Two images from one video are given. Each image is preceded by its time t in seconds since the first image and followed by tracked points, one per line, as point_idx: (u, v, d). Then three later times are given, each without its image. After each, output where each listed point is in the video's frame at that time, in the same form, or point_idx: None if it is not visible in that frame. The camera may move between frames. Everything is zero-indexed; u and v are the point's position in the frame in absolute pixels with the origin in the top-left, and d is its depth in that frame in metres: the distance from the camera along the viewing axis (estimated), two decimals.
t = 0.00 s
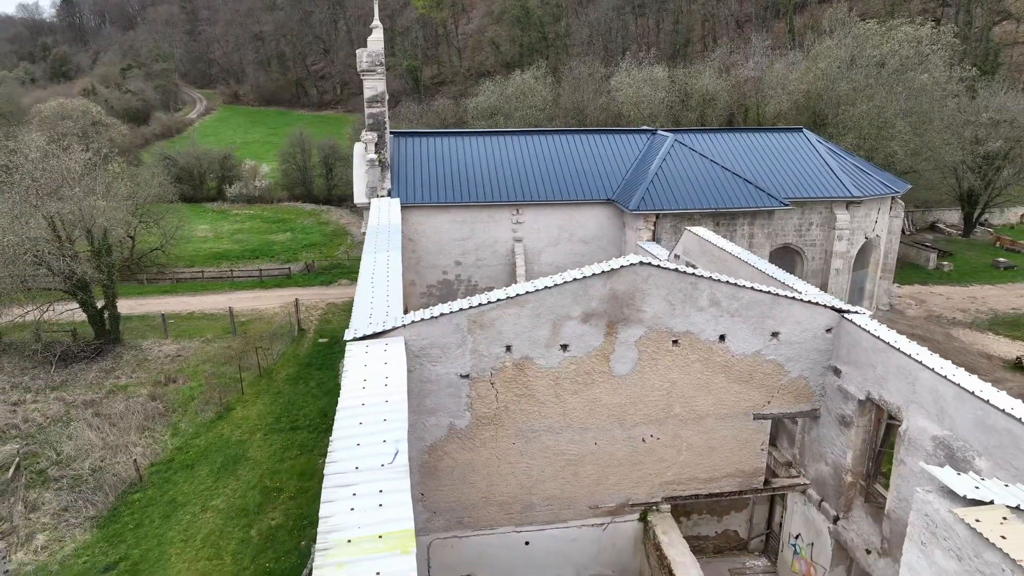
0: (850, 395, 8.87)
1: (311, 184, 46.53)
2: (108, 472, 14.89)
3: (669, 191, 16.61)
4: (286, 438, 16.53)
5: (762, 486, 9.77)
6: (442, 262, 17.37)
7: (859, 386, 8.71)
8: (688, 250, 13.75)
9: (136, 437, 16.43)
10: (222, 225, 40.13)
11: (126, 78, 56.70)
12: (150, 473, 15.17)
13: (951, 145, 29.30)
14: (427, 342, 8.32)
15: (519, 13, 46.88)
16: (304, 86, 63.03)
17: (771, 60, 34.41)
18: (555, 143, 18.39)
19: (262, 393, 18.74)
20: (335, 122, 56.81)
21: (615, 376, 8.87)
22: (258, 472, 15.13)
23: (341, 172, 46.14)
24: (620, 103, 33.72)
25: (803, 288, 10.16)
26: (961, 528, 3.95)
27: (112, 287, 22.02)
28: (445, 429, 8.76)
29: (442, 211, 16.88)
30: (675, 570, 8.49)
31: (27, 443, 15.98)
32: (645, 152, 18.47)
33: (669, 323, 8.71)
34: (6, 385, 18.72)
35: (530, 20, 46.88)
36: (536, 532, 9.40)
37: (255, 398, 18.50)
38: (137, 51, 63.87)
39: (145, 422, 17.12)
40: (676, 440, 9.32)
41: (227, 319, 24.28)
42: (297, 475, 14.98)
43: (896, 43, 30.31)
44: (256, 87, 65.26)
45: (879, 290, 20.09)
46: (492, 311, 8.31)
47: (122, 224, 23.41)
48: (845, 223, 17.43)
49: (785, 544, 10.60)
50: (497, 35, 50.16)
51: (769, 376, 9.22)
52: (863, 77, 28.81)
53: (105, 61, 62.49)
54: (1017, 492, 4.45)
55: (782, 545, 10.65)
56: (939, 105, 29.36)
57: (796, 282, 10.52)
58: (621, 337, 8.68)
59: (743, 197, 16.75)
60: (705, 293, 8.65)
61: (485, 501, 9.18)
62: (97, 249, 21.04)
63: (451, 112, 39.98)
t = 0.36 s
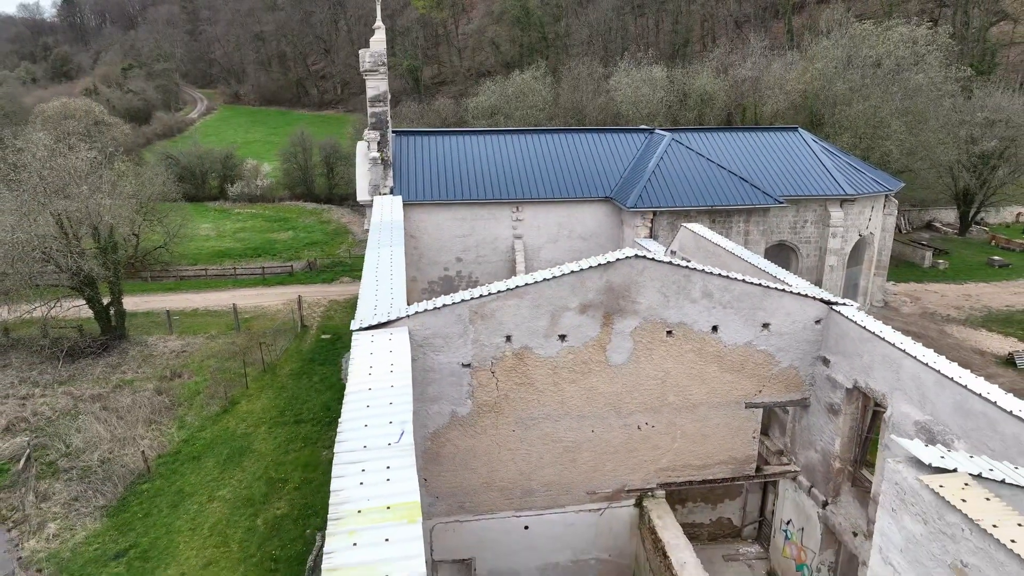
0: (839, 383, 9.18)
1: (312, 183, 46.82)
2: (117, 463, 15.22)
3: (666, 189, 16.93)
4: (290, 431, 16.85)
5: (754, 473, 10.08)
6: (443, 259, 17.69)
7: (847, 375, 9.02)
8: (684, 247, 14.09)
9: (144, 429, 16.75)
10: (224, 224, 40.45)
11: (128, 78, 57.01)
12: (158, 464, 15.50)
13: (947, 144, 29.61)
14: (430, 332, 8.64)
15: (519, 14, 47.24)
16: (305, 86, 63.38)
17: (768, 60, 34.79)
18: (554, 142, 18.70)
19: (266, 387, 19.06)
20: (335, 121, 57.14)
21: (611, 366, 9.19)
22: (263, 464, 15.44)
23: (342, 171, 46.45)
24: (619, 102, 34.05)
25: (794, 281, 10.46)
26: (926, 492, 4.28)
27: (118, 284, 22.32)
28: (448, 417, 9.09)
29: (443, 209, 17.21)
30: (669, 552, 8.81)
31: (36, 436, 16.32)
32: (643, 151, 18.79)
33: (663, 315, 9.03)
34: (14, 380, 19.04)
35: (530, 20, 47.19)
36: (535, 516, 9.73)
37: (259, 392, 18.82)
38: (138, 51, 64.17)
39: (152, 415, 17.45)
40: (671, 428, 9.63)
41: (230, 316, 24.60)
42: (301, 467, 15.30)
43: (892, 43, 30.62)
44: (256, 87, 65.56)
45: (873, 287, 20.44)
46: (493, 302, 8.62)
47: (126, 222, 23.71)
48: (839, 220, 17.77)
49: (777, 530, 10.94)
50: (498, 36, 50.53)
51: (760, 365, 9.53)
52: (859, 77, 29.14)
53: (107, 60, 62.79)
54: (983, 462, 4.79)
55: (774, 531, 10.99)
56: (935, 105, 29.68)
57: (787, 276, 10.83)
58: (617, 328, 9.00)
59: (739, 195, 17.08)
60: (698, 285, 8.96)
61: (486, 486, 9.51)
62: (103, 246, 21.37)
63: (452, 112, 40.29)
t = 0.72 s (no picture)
0: (828, 371, 9.51)
1: (314, 182, 47.12)
2: (126, 454, 15.57)
3: (663, 186, 17.27)
4: (294, 424, 17.16)
5: (747, 459, 10.40)
6: (444, 255, 18.03)
7: (837, 363, 9.35)
8: (681, 241, 14.45)
9: (152, 422, 17.08)
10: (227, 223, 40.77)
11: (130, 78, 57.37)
12: (166, 455, 15.83)
13: (943, 143, 29.93)
14: (434, 321, 8.95)
15: (519, 14, 47.59)
16: (305, 86, 63.74)
17: (765, 60, 35.14)
18: (554, 140, 19.02)
19: (270, 381, 19.39)
20: (336, 121, 57.46)
21: (609, 354, 9.52)
22: (268, 455, 15.76)
23: (343, 170, 46.76)
24: (618, 101, 34.39)
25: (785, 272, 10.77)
26: (899, 459, 4.62)
27: (124, 281, 22.63)
28: (451, 404, 9.42)
29: (445, 205, 17.54)
30: (665, 534, 9.13)
31: (46, 428, 16.70)
32: (641, 148, 19.11)
33: (659, 305, 9.35)
34: (23, 375, 19.36)
35: (530, 20, 47.54)
36: (534, 501, 10.05)
37: (264, 386, 19.14)
38: (139, 52, 64.46)
39: (159, 408, 17.78)
40: (666, 415, 9.96)
41: (234, 312, 24.93)
42: (306, 458, 15.62)
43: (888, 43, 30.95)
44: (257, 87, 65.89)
45: (867, 283, 20.78)
46: (494, 292, 8.95)
47: (132, 219, 24.01)
48: (834, 217, 18.09)
49: (770, 516, 11.27)
50: (498, 36, 50.90)
51: (753, 354, 9.85)
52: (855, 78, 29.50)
53: (109, 60, 63.14)
54: (954, 435, 5.13)
55: (767, 517, 11.31)
56: (931, 104, 30.00)
57: (779, 268, 11.15)
58: (615, 317, 9.32)
59: (735, 192, 17.42)
60: (692, 276, 9.27)
61: (487, 471, 9.83)
62: (109, 243, 21.68)
63: (452, 111, 40.60)
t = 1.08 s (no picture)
0: (819, 359, 9.83)
1: (315, 181, 47.42)
2: (134, 445, 15.91)
3: (661, 182, 17.60)
4: (299, 416, 17.47)
5: (741, 446, 10.74)
6: (446, 251, 18.35)
7: (827, 351, 9.68)
8: (678, 236, 14.78)
9: (158, 414, 17.41)
10: (229, 221, 41.08)
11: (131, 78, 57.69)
12: (173, 446, 16.17)
13: (938, 142, 30.26)
14: (438, 310, 9.27)
15: (519, 14, 47.91)
16: (306, 86, 64.04)
17: (763, 60, 35.47)
18: (554, 138, 19.34)
19: (275, 375, 19.71)
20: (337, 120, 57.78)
21: (607, 343, 9.83)
22: (274, 447, 16.07)
23: (344, 169, 47.10)
24: (618, 100, 34.71)
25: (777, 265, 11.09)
26: (875, 431, 4.94)
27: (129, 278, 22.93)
28: (453, 390, 9.74)
29: (446, 202, 17.86)
30: (661, 517, 9.45)
31: (56, 421, 17.06)
32: (640, 146, 19.43)
33: (655, 295, 9.67)
34: (30, 369, 19.69)
35: (530, 20, 47.86)
36: (534, 486, 10.36)
37: (268, 379, 19.47)
38: (140, 52, 64.72)
39: (166, 401, 18.11)
40: (662, 402, 10.28)
41: (238, 308, 25.27)
42: (311, 448, 15.95)
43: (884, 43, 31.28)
44: (258, 86, 66.20)
45: (862, 278, 21.11)
46: (496, 282, 9.27)
47: (137, 217, 24.33)
48: (829, 213, 18.43)
49: (764, 502, 11.59)
50: (498, 35, 51.23)
51: (747, 343, 10.16)
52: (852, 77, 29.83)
53: (111, 60, 63.44)
54: (929, 411, 5.48)
55: (761, 503, 11.63)
56: (927, 103, 30.33)
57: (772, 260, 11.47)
58: (612, 307, 9.64)
59: (731, 188, 17.76)
60: (687, 267, 9.58)
61: (489, 456, 10.15)
62: (115, 239, 22.00)
63: (453, 110, 40.91)
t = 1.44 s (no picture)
0: (808, 349, 10.14)
1: (316, 180, 47.73)
2: (141, 437, 16.21)
3: (658, 180, 17.92)
4: (302, 410, 17.77)
5: (734, 434, 11.04)
6: (447, 247, 18.66)
7: (816, 341, 9.98)
8: (674, 232, 15.11)
9: (164, 408, 17.70)
10: (231, 220, 41.39)
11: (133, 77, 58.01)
12: (180, 438, 16.48)
13: (934, 141, 30.58)
14: (439, 301, 9.58)
15: (519, 14, 48.21)
16: (307, 86, 64.37)
17: (760, 60, 35.79)
18: (553, 137, 19.63)
19: (278, 369, 20.01)
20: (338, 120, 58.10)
21: (603, 333, 10.15)
22: (278, 439, 16.38)
23: (345, 169, 47.38)
24: (616, 99, 35.03)
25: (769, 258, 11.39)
26: (852, 407, 5.25)
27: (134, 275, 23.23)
28: (454, 379, 10.05)
29: (447, 199, 18.17)
30: (655, 502, 9.75)
31: (63, 414, 17.39)
32: (637, 144, 19.73)
33: (650, 287, 9.98)
34: (38, 364, 20.01)
35: (530, 21, 48.08)
36: (533, 472, 10.68)
37: (272, 374, 19.78)
38: (141, 51, 64.99)
39: (171, 395, 18.42)
40: (657, 391, 10.59)
41: (241, 305, 25.60)
42: (314, 441, 16.26)
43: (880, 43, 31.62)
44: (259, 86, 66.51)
45: (856, 275, 21.44)
46: (495, 274, 9.58)
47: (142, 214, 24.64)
48: (823, 210, 18.75)
49: (756, 490, 11.93)
50: (497, 35, 51.58)
51: (739, 334, 10.47)
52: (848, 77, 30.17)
53: (112, 60, 63.72)
54: (905, 391, 5.82)
55: (753, 491, 11.96)
56: (922, 102, 30.66)
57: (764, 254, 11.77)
58: (608, 299, 9.96)
59: (727, 185, 18.07)
60: (681, 260, 9.87)
61: (489, 443, 10.47)
62: (121, 237, 22.32)
63: (454, 109, 41.23)
